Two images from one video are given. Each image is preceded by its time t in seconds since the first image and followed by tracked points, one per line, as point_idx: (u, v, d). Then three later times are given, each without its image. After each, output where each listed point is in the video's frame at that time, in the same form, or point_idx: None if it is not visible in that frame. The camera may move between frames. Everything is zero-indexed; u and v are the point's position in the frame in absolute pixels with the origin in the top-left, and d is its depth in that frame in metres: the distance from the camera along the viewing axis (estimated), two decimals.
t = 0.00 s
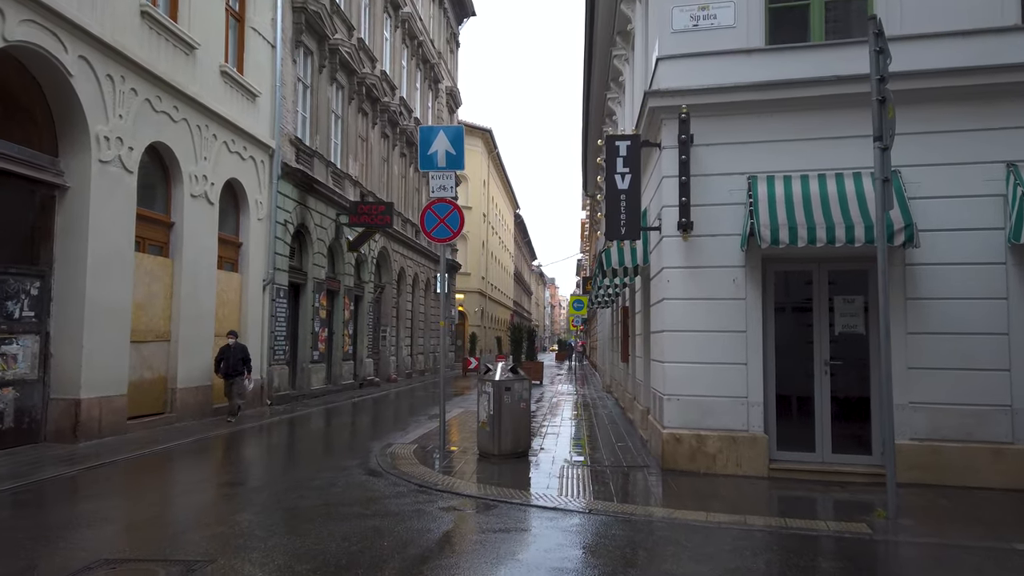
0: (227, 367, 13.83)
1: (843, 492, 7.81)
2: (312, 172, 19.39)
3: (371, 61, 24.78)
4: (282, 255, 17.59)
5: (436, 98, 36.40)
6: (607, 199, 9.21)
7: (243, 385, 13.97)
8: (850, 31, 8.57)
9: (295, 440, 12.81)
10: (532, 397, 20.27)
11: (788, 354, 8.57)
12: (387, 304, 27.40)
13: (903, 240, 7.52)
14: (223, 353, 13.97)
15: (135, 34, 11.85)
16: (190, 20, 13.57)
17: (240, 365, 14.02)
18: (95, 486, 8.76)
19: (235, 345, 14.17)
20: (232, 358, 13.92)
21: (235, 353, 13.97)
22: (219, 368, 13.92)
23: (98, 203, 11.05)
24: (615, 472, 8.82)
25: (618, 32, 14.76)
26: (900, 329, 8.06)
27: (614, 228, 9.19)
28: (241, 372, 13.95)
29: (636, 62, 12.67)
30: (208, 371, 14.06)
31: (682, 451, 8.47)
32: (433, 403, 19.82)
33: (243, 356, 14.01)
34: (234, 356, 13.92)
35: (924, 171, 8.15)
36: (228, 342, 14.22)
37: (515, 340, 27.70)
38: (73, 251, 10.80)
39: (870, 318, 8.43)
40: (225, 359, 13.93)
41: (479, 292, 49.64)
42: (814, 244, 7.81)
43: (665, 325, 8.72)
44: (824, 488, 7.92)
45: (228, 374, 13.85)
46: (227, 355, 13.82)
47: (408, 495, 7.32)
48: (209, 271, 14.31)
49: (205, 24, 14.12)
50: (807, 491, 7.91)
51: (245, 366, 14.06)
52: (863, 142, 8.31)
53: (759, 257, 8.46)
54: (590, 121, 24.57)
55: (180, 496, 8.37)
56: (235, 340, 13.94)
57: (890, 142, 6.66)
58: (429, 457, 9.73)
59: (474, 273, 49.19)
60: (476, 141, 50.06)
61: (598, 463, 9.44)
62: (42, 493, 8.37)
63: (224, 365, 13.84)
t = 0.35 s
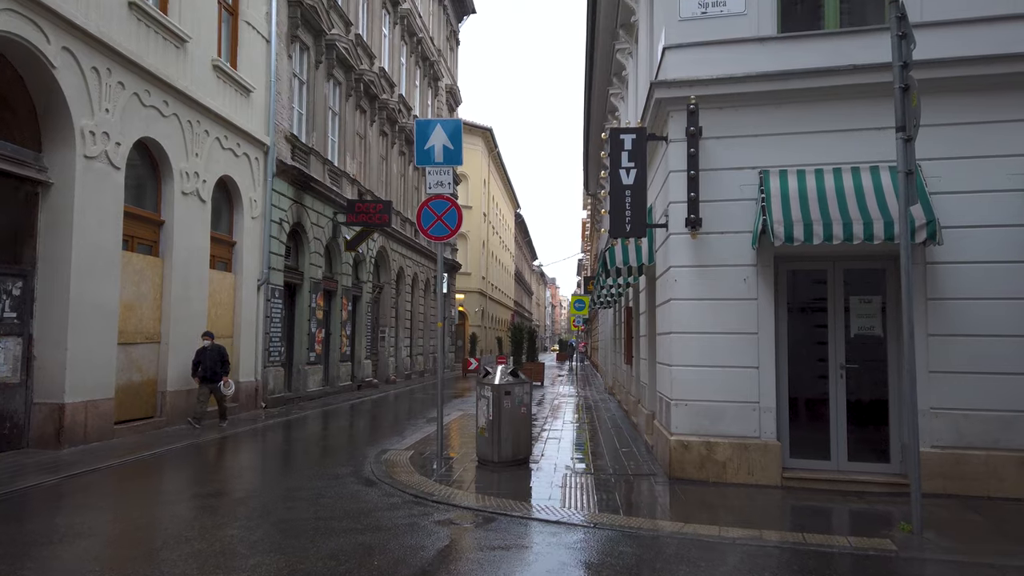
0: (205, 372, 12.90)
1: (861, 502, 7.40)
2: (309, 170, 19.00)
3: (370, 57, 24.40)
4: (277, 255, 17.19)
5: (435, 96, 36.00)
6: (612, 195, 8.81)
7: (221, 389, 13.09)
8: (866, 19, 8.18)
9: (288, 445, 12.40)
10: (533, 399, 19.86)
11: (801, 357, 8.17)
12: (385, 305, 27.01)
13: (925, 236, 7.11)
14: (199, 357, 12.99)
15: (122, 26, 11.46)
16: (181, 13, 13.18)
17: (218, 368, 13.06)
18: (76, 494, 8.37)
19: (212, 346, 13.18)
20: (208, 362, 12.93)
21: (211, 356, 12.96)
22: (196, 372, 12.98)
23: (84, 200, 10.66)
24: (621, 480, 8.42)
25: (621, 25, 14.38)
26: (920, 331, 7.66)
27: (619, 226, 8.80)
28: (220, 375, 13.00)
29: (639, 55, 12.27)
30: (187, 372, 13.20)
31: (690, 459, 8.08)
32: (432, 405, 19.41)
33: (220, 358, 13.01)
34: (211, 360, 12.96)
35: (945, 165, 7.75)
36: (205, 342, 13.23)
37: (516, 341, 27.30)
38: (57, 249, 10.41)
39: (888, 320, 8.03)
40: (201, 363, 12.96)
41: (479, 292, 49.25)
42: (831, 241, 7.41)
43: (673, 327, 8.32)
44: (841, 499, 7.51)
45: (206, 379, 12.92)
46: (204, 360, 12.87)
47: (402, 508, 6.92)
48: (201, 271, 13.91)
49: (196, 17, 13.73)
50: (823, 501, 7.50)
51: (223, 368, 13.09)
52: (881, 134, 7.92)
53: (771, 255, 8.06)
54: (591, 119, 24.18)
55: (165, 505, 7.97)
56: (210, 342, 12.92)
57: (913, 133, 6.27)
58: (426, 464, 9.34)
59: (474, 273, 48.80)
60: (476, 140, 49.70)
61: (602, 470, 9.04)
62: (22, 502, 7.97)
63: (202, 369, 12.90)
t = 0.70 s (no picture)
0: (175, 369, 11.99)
1: (880, 509, 7.02)
2: (306, 166, 18.63)
3: (369, 52, 24.03)
4: (273, 252, 16.83)
5: (435, 93, 35.60)
6: (617, 187, 8.44)
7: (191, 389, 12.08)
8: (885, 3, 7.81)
9: (282, 447, 12.03)
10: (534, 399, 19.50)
11: (816, 357, 7.80)
12: (384, 304, 26.64)
13: (949, 229, 6.73)
14: (172, 354, 12.08)
15: (110, 14, 11.09)
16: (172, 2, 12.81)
17: (190, 367, 12.09)
18: (57, 497, 7.99)
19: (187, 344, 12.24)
20: (181, 359, 12.02)
21: (185, 353, 12.07)
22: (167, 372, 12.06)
23: (69, 194, 10.28)
24: (627, 485, 8.04)
25: (625, 16, 14.00)
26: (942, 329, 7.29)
27: (625, 219, 8.43)
28: (192, 375, 12.10)
29: (645, 44, 11.90)
30: (160, 372, 12.27)
31: (700, 463, 7.70)
32: (432, 406, 19.05)
33: (195, 356, 12.11)
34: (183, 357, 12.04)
35: (969, 155, 7.38)
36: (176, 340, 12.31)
37: (517, 340, 26.94)
38: (41, 244, 10.05)
39: (907, 317, 7.66)
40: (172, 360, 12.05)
41: (480, 291, 48.90)
42: (849, 234, 7.03)
43: (681, 325, 7.95)
44: (859, 505, 7.13)
45: (177, 377, 11.99)
46: (175, 355, 11.98)
47: (397, 515, 6.55)
48: (193, 268, 13.54)
49: (189, 7, 13.36)
50: (840, 507, 7.12)
51: (197, 368, 12.18)
52: (900, 123, 7.55)
53: (784, 250, 7.69)
54: (593, 116, 23.81)
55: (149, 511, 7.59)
56: (185, 338, 12.04)
57: (941, 118, 5.88)
58: (423, 468, 8.97)
59: (474, 272, 48.45)
60: (477, 138, 49.31)
61: (606, 475, 8.66)
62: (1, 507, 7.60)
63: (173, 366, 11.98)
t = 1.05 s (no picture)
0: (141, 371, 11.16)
1: (896, 519, 6.65)
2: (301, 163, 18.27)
3: (367, 48, 23.67)
4: (266, 250, 16.47)
5: (434, 90, 35.22)
6: (619, 180, 8.07)
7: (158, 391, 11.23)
8: None
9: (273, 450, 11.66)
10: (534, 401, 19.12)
11: (828, 357, 7.43)
12: (382, 303, 26.28)
13: (971, 223, 6.36)
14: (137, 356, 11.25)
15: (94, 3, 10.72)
16: None
17: (156, 368, 11.28)
18: (31, 503, 7.63)
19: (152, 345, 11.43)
20: (147, 361, 11.22)
21: (150, 355, 11.29)
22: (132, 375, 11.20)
23: (50, 189, 9.91)
24: (629, 491, 7.67)
25: (627, 7, 13.63)
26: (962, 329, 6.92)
27: (627, 214, 8.06)
28: (159, 377, 11.26)
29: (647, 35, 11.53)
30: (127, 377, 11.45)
31: (706, 469, 7.32)
32: (430, 407, 18.69)
33: (161, 357, 11.34)
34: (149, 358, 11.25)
35: (990, 145, 7.00)
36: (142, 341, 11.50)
37: (517, 341, 26.57)
38: (23, 240, 9.69)
39: (924, 316, 7.29)
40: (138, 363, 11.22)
41: (480, 291, 48.56)
42: (864, 229, 6.66)
43: (686, 325, 7.57)
44: (874, 514, 6.75)
45: (143, 380, 11.12)
46: (141, 356, 11.20)
47: (385, 526, 6.18)
48: (183, 266, 13.18)
49: None
50: (854, 516, 6.75)
51: (163, 370, 11.37)
52: (917, 112, 7.18)
53: (795, 245, 7.31)
54: (594, 113, 23.45)
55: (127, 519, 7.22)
56: (152, 338, 11.30)
57: (965, 103, 5.52)
58: (416, 473, 8.60)
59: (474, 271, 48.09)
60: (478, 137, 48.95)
61: (607, 480, 8.29)
62: None
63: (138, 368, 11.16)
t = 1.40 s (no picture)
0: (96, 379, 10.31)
1: (911, 531, 6.26)
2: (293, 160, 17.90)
3: (361, 45, 23.29)
4: (258, 249, 16.09)
5: (432, 88, 34.85)
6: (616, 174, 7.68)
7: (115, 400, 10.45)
8: None
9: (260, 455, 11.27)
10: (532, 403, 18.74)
11: (837, 360, 7.04)
12: (379, 304, 25.90)
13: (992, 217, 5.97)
14: (89, 360, 10.35)
15: None
16: None
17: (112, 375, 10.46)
18: None
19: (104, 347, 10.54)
20: (102, 367, 10.37)
21: (105, 360, 10.43)
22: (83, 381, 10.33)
23: (26, 184, 9.53)
24: (627, 501, 7.27)
25: None
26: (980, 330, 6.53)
27: (625, 209, 7.67)
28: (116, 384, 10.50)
29: (647, 26, 11.16)
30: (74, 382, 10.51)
31: (708, 478, 6.93)
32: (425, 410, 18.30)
33: (119, 362, 10.52)
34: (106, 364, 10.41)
35: (1009, 136, 6.61)
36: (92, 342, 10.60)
37: (515, 341, 26.18)
38: None
39: (939, 316, 6.90)
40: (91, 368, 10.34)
41: (479, 291, 48.19)
42: (877, 224, 6.26)
43: (687, 326, 7.18)
44: (888, 526, 6.35)
45: (98, 388, 10.32)
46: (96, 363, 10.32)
47: (367, 541, 5.79)
48: (168, 266, 12.80)
49: None
50: (866, 529, 6.35)
51: (119, 376, 10.58)
52: (932, 100, 6.79)
53: (802, 241, 6.92)
54: (593, 110, 23.07)
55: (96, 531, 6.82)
56: (105, 341, 10.41)
57: (989, 88, 5.10)
58: (406, 482, 8.22)
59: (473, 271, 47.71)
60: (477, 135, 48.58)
61: (604, 489, 7.89)
62: None
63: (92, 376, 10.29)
